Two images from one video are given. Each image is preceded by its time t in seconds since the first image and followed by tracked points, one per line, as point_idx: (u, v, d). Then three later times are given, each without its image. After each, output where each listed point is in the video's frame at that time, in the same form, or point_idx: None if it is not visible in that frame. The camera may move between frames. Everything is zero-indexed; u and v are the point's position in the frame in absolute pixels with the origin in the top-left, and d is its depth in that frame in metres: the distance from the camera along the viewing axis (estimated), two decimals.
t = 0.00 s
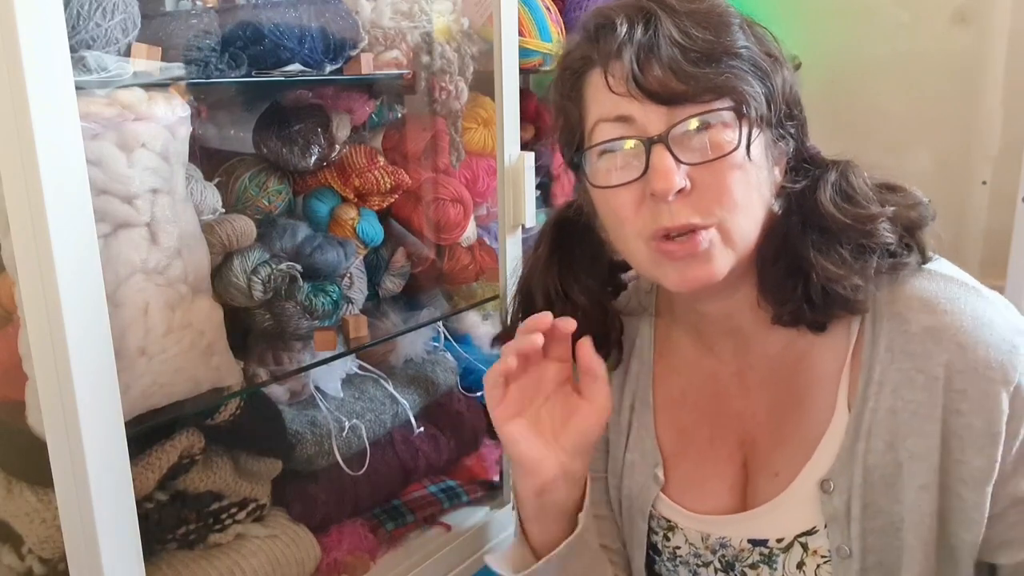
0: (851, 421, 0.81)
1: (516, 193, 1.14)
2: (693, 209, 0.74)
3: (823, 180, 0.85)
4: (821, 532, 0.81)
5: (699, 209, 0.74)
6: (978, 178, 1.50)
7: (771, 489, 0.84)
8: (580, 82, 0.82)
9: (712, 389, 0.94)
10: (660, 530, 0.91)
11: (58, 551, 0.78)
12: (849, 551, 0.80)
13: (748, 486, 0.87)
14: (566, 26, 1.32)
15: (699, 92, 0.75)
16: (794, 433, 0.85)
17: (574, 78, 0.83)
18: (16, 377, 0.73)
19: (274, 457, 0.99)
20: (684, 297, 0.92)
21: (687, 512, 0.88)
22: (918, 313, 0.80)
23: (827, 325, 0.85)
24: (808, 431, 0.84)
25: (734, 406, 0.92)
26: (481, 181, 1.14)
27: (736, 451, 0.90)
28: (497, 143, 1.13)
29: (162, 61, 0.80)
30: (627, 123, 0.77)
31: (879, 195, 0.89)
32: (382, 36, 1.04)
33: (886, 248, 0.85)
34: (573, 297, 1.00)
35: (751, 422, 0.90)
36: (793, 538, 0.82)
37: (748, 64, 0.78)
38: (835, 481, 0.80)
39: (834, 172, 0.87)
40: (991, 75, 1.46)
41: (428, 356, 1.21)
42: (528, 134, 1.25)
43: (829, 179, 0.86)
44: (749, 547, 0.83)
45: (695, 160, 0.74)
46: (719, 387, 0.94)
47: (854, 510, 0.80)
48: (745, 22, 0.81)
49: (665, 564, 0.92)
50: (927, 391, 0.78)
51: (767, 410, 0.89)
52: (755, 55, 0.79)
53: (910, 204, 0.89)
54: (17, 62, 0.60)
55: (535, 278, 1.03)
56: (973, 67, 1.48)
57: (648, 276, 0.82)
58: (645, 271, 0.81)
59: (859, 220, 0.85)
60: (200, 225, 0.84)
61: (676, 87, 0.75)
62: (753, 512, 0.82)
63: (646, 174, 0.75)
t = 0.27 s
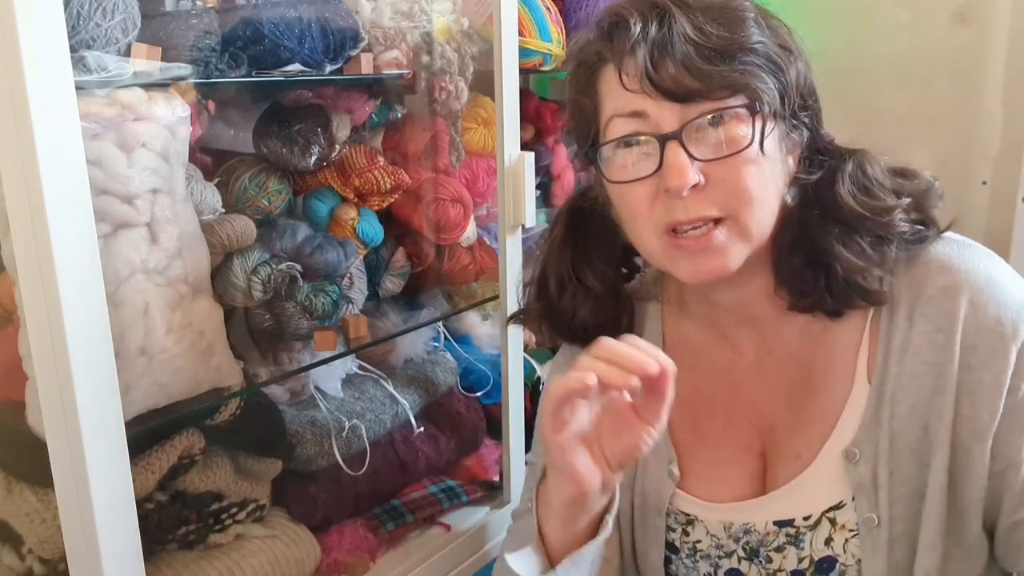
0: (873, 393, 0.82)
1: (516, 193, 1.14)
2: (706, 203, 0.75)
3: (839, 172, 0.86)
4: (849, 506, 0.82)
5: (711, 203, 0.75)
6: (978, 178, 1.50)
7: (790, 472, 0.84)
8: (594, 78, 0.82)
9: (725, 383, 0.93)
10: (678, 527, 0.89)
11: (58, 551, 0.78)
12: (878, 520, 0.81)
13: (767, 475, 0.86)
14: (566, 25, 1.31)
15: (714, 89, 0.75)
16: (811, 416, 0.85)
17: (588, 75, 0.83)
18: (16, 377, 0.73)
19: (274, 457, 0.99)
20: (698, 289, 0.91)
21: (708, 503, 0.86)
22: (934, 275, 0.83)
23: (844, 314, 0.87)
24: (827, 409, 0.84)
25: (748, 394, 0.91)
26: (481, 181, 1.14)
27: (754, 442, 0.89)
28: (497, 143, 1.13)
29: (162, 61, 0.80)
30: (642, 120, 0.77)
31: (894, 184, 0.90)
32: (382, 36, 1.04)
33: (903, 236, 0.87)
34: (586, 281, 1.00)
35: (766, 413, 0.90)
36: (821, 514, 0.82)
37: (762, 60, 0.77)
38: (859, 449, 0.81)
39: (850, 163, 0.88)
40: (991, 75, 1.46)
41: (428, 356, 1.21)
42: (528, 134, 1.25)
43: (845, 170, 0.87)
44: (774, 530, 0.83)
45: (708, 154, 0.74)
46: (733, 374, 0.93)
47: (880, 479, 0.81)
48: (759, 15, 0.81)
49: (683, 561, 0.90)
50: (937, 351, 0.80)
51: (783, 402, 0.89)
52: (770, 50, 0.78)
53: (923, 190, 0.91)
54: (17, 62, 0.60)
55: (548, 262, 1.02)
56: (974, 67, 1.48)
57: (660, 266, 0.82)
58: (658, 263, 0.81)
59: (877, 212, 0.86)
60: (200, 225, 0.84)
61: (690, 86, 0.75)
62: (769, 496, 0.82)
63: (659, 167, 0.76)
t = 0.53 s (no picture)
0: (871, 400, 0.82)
1: (516, 193, 1.14)
2: (716, 212, 0.75)
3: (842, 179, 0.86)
4: (845, 513, 0.82)
5: (721, 212, 0.75)
6: (978, 179, 1.50)
7: (791, 478, 0.84)
8: (608, 77, 0.82)
9: (723, 382, 0.92)
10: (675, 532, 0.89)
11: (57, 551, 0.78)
12: (874, 527, 0.81)
13: (765, 478, 0.86)
14: (567, 25, 1.31)
15: (733, 98, 0.75)
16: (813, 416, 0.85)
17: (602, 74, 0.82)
18: (16, 377, 0.73)
19: (273, 457, 0.99)
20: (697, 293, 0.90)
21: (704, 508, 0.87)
22: (937, 283, 0.83)
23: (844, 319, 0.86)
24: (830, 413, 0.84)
25: (750, 397, 0.91)
26: (481, 181, 1.14)
27: (751, 445, 0.88)
28: (497, 143, 1.13)
29: (162, 61, 0.80)
30: (659, 124, 0.77)
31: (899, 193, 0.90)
32: (382, 36, 1.04)
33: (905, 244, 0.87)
34: (588, 276, 0.99)
35: (767, 412, 0.89)
36: (816, 521, 0.82)
37: (780, 68, 0.77)
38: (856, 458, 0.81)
39: (855, 171, 0.87)
40: (991, 75, 1.46)
41: (428, 356, 1.21)
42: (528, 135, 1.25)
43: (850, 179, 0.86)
44: (771, 536, 0.83)
45: (721, 164, 0.74)
46: (733, 373, 0.92)
47: (877, 487, 0.81)
48: (779, 20, 0.80)
49: (681, 566, 0.89)
50: (940, 359, 0.80)
51: (783, 402, 0.88)
52: (789, 59, 0.78)
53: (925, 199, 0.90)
54: (17, 62, 0.60)
55: (549, 256, 1.02)
56: (974, 67, 1.48)
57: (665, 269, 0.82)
58: (663, 267, 0.82)
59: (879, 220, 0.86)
60: (200, 225, 0.84)
61: (710, 94, 0.75)
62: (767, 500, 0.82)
63: (671, 175, 0.76)
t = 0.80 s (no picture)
0: (873, 404, 0.82)
1: (516, 193, 1.14)
2: (715, 212, 0.75)
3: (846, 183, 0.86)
4: (847, 516, 0.82)
5: (720, 212, 0.75)
6: (978, 178, 1.50)
7: (791, 480, 0.84)
8: (607, 75, 0.82)
9: (723, 382, 0.92)
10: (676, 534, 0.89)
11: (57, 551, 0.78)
12: (875, 531, 0.81)
13: (765, 479, 0.86)
14: (566, 25, 1.31)
15: (732, 96, 0.75)
16: (815, 419, 0.85)
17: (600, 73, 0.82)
18: (16, 377, 0.73)
19: (274, 457, 0.99)
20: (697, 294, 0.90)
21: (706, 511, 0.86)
22: (937, 287, 0.83)
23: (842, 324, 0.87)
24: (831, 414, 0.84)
25: (747, 399, 0.90)
26: (481, 181, 1.14)
27: (751, 445, 0.88)
28: (496, 143, 1.13)
29: (162, 61, 0.80)
30: (657, 122, 0.77)
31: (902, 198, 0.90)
32: (382, 36, 1.04)
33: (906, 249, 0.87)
34: (589, 276, 0.99)
35: (766, 413, 0.89)
36: (818, 524, 0.82)
37: (780, 68, 0.77)
38: (858, 461, 0.81)
39: (858, 173, 0.88)
40: (990, 75, 1.46)
41: (428, 356, 1.21)
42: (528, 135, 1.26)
43: (852, 181, 0.87)
44: (772, 539, 0.83)
45: (720, 163, 0.74)
46: (732, 377, 0.92)
47: (879, 490, 0.81)
48: (780, 21, 0.80)
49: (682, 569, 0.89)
50: (940, 363, 0.80)
51: (783, 403, 0.88)
52: (790, 58, 0.78)
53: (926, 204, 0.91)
54: (17, 62, 0.60)
55: (549, 255, 1.02)
56: (973, 67, 1.48)
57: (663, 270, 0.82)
58: (661, 266, 0.82)
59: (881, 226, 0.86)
60: (200, 225, 0.84)
61: (708, 92, 0.75)
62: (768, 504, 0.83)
63: (670, 173, 0.76)
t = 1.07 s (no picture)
0: (884, 408, 0.82)
1: (516, 194, 1.14)
2: (665, 216, 0.77)
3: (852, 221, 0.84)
4: (855, 521, 0.82)
5: (671, 217, 0.77)
6: (978, 178, 1.50)
7: (799, 483, 0.84)
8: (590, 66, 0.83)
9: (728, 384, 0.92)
10: (681, 534, 0.89)
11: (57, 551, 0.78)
12: (883, 536, 0.81)
13: (772, 483, 0.86)
14: (566, 25, 1.31)
15: (682, 100, 0.74)
16: (824, 424, 0.85)
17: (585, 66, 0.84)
18: (16, 377, 0.73)
19: (273, 457, 0.99)
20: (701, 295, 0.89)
21: (710, 513, 0.87)
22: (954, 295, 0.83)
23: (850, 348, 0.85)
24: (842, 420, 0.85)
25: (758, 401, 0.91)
26: (481, 181, 1.14)
27: (758, 449, 0.89)
28: (496, 143, 1.12)
29: (162, 61, 0.80)
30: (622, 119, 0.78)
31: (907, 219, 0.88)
32: (382, 36, 1.04)
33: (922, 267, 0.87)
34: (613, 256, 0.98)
35: (775, 417, 0.89)
36: (827, 528, 0.83)
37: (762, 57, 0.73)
38: (868, 465, 0.81)
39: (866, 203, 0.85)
40: (990, 75, 1.46)
41: (428, 356, 1.21)
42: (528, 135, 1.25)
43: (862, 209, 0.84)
44: (779, 542, 0.84)
45: (675, 169, 0.76)
46: (741, 382, 0.92)
47: (887, 495, 0.81)
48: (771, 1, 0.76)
49: (684, 569, 0.90)
50: (956, 371, 0.81)
51: (790, 407, 0.89)
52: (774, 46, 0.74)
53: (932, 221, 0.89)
54: (17, 61, 0.60)
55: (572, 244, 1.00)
56: (973, 68, 1.48)
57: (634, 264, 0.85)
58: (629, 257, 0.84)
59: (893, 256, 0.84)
60: (200, 225, 0.84)
61: (660, 96, 0.75)
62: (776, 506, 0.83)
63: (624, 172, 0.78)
